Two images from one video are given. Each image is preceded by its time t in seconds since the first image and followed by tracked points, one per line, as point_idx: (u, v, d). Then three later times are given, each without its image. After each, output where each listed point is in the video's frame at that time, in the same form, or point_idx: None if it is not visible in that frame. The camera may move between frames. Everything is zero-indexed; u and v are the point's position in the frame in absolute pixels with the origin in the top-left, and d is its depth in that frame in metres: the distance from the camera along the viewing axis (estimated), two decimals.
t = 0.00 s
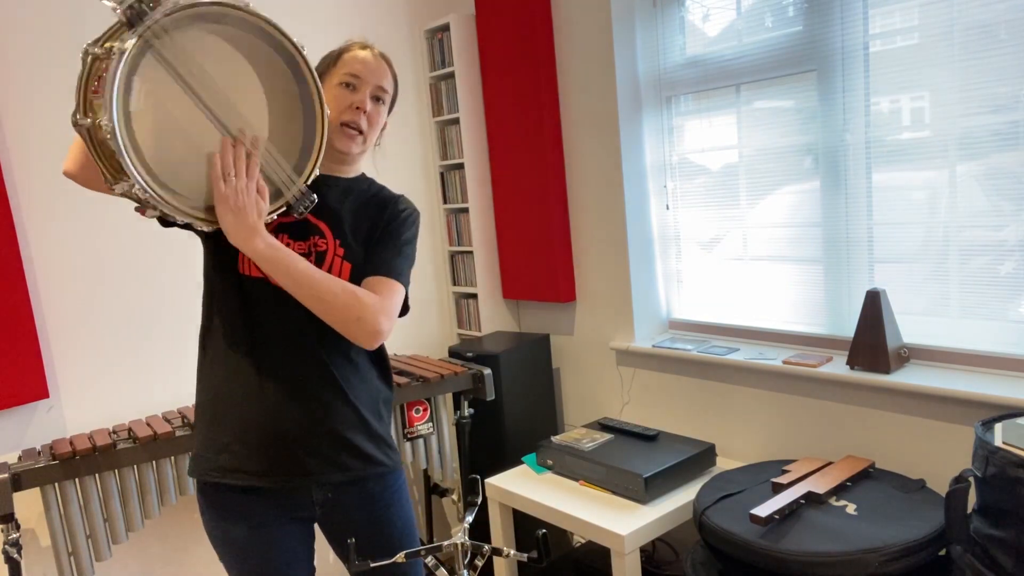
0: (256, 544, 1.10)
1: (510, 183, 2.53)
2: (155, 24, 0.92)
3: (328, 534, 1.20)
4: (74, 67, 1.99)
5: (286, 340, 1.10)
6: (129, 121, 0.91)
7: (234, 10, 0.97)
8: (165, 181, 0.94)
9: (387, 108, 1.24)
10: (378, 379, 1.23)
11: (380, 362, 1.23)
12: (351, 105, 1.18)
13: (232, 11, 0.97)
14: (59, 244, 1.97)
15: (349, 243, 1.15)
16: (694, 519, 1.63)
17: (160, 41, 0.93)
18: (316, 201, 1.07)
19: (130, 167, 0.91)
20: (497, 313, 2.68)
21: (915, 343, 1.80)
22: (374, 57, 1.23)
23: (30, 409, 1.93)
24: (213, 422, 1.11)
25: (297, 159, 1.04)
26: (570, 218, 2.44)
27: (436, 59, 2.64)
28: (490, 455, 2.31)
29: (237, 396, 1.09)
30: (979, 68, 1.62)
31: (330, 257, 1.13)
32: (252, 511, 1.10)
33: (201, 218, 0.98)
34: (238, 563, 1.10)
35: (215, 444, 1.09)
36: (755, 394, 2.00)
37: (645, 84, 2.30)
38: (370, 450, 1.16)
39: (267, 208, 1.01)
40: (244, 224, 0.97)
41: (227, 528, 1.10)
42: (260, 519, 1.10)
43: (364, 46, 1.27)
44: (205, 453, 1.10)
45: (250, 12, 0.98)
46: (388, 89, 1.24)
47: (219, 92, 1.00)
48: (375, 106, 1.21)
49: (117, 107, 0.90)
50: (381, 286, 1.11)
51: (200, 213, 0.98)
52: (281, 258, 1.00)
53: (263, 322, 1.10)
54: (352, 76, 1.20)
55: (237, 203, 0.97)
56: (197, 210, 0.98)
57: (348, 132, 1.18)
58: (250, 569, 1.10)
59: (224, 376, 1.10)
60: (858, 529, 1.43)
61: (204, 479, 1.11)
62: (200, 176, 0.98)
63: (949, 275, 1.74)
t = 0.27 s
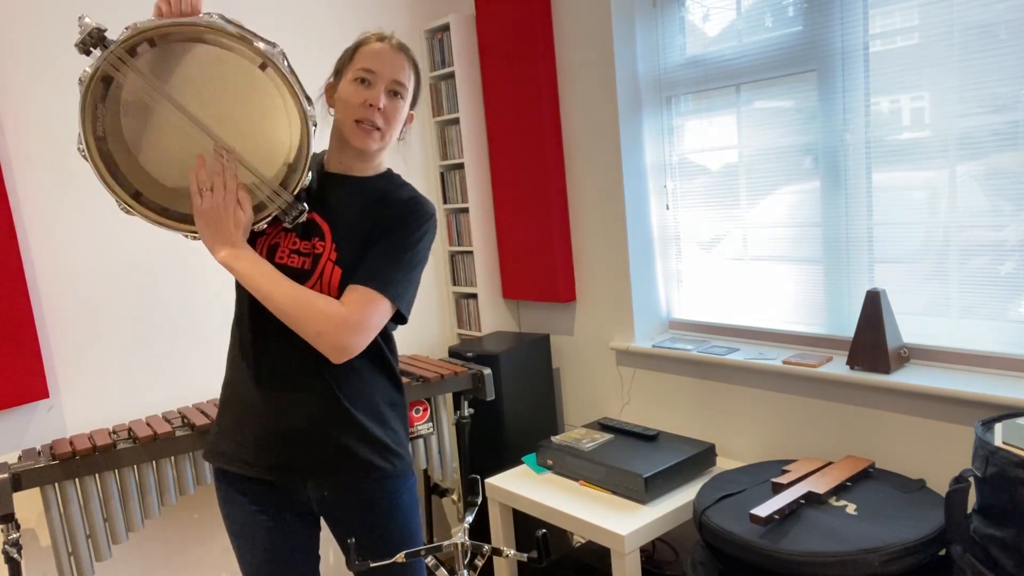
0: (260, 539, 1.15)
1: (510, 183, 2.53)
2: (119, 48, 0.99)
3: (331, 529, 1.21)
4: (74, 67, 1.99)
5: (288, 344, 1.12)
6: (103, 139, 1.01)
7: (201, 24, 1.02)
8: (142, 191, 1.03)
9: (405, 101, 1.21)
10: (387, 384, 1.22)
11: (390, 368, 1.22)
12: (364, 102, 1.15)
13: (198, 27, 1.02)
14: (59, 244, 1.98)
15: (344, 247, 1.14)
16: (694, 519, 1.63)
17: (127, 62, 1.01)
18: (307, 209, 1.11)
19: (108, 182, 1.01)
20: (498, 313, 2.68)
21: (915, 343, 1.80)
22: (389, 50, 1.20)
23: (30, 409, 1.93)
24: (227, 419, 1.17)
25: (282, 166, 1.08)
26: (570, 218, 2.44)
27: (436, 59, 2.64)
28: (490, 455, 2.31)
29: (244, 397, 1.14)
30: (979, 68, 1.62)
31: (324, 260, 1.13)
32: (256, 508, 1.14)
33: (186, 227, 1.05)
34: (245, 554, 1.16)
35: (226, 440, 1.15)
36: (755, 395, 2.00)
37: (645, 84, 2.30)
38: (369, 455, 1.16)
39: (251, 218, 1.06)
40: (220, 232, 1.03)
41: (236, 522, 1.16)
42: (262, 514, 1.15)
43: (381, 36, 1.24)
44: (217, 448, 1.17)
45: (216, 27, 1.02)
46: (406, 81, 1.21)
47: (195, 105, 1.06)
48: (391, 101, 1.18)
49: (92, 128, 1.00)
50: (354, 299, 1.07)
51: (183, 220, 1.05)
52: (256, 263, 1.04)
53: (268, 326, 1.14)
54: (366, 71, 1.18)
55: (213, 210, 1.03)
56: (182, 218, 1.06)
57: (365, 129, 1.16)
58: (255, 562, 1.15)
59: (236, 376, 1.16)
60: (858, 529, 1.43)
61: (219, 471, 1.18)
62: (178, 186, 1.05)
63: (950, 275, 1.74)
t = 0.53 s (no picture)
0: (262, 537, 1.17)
1: (510, 183, 2.53)
2: (124, 51, 0.99)
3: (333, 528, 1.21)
4: (73, 67, 1.99)
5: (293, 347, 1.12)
6: (108, 141, 1.02)
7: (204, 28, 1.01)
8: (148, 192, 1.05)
9: (410, 100, 1.20)
10: (394, 387, 1.21)
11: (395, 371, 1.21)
12: (367, 103, 1.16)
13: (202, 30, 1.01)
14: (59, 244, 1.97)
15: (349, 249, 1.14)
16: (694, 520, 1.63)
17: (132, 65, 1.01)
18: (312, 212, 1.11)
19: (112, 184, 1.02)
20: (497, 313, 2.68)
21: (915, 343, 1.80)
22: (393, 49, 1.20)
23: (30, 409, 1.93)
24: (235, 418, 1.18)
25: (287, 168, 1.08)
26: (570, 218, 2.44)
27: (436, 59, 2.64)
28: (490, 455, 2.31)
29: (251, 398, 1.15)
30: (979, 67, 1.62)
31: (328, 261, 1.13)
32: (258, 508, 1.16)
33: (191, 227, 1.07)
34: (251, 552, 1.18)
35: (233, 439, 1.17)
36: (755, 395, 2.00)
37: (645, 84, 2.30)
38: (372, 458, 1.16)
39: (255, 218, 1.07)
40: (226, 233, 1.04)
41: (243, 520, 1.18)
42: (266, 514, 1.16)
43: (386, 34, 1.24)
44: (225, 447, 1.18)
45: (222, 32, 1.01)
46: (411, 80, 1.21)
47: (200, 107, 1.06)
48: (396, 101, 1.18)
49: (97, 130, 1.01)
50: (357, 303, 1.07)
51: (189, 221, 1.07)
52: (261, 265, 1.04)
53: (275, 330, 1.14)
54: (370, 72, 1.18)
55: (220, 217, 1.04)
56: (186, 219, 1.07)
57: (370, 130, 1.16)
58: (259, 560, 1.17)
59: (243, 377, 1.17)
60: (858, 529, 1.43)
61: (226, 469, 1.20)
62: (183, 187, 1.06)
63: (950, 275, 1.74)
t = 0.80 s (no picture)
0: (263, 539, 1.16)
1: (510, 183, 2.53)
2: (134, 43, 0.98)
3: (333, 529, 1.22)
4: (74, 67, 1.99)
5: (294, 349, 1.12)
6: (112, 135, 1.00)
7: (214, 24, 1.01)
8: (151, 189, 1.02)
9: (409, 99, 1.20)
10: (396, 386, 1.22)
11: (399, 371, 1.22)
12: (368, 103, 1.15)
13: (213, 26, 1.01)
14: (59, 244, 1.98)
15: (356, 247, 1.14)
16: (694, 519, 1.63)
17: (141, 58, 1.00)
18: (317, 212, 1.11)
19: (114, 179, 1.00)
20: (498, 313, 2.68)
21: (915, 343, 1.80)
22: (393, 48, 1.20)
23: (30, 409, 1.93)
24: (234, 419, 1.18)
25: (293, 167, 1.08)
26: (570, 218, 2.44)
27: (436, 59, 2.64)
28: (490, 455, 2.31)
29: (251, 400, 1.15)
30: (979, 67, 1.62)
31: (335, 258, 1.13)
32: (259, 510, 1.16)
33: (194, 226, 1.05)
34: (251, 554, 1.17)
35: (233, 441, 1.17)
36: (755, 395, 2.00)
37: (645, 84, 2.30)
38: (377, 457, 1.16)
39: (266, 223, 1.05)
40: (235, 239, 1.02)
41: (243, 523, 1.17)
42: (268, 515, 1.16)
43: (385, 35, 1.25)
44: (224, 450, 1.18)
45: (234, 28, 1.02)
46: (411, 80, 1.21)
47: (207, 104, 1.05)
48: (395, 100, 1.18)
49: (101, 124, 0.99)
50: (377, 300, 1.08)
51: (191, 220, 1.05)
52: (276, 270, 1.03)
53: (275, 332, 1.13)
54: (370, 72, 1.18)
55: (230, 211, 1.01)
56: (187, 218, 1.05)
57: (370, 130, 1.16)
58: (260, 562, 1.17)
59: (240, 379, 1.16)
60: (858, 529, 1.43)
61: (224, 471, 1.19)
62: (186, 184, 1.04)
63: (950, 275, 1.74)
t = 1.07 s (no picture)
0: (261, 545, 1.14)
1: (510, 183, 2.53)
2: (138, 29, 0.96)
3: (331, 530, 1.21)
4: (74, 67, 1.99)
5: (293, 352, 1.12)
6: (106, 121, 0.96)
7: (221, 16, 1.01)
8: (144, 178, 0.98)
9: (408, 102, 1.21)
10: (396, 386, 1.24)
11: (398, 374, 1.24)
12: (368, 103, 1.15)
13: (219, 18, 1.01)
14: (59, 244, 1.97)
15: (362, 247, 1.15)
16: (694, 519, 1.63)
17: (143, 46, 0.97)
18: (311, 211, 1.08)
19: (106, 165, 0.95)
20: (498, 313, 2.68)
21: (915, 343, 1.80)
22: (393, 50, 1.20)
23: (30, 409, 1.93)
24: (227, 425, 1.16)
25: (292, 163, 1.05)
26: (570, 218, 2.44)
27: (436, 59, 2.64)
28: (490, 455, 2.31)
29: (247, 404, 1.13)
30: (979, 67, 1.62)
31: (340, 259, 1.14)
32: (257, 515, 1.14)
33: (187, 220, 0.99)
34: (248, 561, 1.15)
35: (227, 446, 1.14)
36: (755, 394, 2.00)
37: (645, 84, 2.30)
38: (379, 456, 1.17)
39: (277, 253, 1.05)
40: (250, 273, 1.01)
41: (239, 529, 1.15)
42: (267, 519, 1.14)
43: (383, 36, 1.25)
44: (218, 456, 1.15)
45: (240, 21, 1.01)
46: (410, 82, 1.21)
47: (207, 97, 1.03)
48: (395, 102, 1.18)
49: (97, 108, 0.95)
50: (400, 313, 1.13)
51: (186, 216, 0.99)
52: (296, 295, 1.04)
53: (272, 334, 1.13)
54: (370, 72, 1.18)
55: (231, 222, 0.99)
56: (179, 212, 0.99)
57: (368, 130, 1.16)
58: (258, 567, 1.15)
59: (233, 386, 1.14)
60: (858, 529, 1.43)
61: (218, 477, 1.16)
62: (180, 176, 1.00)
63: (950, 274, 1.74)
